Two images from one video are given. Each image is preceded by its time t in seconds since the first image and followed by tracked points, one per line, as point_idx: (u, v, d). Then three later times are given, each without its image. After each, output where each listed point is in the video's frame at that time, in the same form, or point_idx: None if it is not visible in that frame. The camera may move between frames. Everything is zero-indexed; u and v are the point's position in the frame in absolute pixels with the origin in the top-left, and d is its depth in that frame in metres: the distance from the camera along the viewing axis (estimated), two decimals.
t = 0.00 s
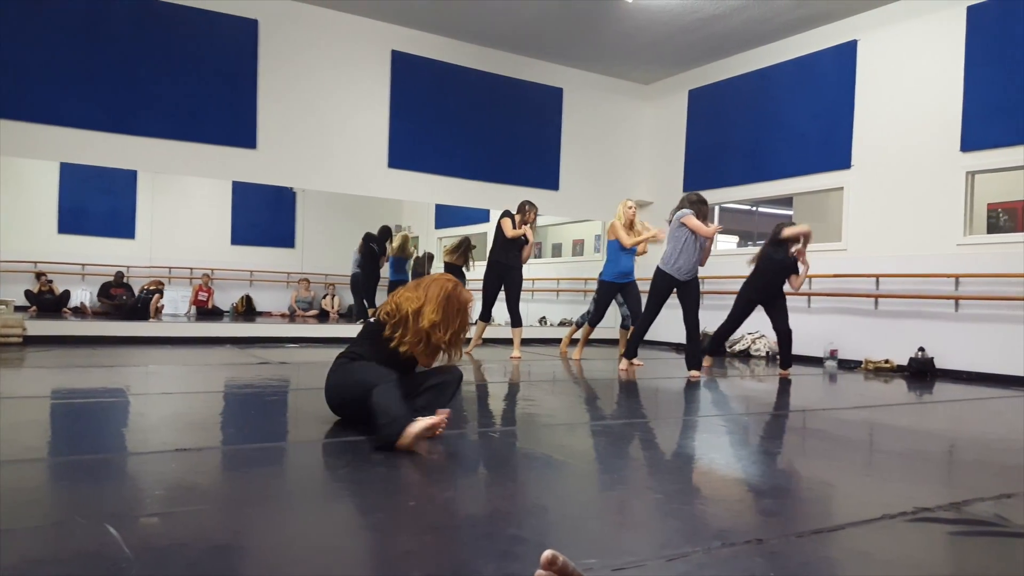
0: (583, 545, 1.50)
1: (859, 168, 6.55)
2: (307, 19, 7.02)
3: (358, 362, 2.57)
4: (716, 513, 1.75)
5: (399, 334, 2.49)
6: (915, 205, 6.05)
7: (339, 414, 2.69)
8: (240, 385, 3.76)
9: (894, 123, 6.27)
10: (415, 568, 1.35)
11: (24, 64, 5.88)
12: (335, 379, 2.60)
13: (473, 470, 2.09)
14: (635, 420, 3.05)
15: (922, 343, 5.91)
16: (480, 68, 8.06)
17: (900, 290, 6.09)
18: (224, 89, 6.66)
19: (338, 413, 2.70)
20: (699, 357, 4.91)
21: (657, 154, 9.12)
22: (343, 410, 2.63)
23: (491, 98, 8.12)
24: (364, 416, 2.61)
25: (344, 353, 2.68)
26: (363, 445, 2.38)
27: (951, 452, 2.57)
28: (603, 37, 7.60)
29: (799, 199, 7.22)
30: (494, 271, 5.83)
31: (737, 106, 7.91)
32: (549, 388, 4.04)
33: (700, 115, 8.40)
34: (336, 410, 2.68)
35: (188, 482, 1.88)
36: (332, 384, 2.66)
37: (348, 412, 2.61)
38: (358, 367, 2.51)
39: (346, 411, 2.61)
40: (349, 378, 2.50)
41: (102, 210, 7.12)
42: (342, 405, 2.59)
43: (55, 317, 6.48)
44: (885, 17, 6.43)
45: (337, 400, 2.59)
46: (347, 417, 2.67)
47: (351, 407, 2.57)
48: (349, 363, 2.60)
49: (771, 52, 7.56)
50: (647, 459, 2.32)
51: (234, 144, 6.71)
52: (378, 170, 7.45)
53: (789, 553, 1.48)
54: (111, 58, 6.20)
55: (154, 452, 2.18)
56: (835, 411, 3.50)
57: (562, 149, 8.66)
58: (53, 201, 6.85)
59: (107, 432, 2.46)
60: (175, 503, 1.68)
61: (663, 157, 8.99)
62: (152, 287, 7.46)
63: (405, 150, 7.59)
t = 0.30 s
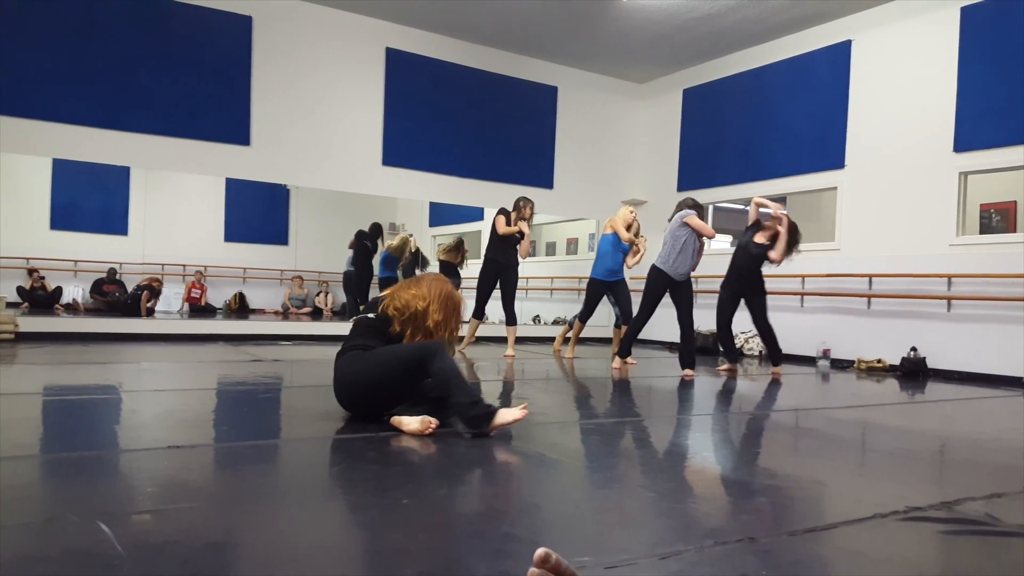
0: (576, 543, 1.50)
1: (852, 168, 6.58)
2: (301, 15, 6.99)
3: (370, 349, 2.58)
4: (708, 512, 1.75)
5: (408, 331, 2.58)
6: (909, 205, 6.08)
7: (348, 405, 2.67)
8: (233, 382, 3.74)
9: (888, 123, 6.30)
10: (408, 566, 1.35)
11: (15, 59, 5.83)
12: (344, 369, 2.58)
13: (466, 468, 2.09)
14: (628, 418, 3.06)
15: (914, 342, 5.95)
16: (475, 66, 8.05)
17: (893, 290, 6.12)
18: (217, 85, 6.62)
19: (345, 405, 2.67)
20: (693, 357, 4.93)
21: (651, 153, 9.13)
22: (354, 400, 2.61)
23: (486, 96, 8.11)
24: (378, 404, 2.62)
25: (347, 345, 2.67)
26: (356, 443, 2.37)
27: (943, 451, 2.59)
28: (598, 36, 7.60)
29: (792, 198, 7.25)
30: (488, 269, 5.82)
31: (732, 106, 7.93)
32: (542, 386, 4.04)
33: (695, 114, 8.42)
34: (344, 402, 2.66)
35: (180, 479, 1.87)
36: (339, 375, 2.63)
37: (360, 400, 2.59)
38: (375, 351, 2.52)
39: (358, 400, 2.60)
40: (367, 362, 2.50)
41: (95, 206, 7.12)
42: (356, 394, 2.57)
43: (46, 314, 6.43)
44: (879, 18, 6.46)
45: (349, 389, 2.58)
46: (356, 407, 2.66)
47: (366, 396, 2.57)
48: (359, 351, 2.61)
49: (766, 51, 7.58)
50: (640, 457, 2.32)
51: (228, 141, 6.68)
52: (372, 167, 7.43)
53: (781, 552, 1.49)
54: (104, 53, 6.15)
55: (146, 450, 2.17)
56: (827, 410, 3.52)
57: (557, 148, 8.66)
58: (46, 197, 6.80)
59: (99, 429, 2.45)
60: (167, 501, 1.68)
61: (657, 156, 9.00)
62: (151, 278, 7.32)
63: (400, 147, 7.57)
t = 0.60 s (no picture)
0: (572, 542, 1.50)
1: (847, 167, 6.60)
2: (296, 13, 6.97)
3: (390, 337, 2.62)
4: (704, 510, 1.76)
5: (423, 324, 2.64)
6: (903, 204, 6.11)
7: (360, 394, 2.65)
8: (228, 381, 3.73)
9: (883, 121, 6.31)
10: (404, 565, 1.35)
11: (8, 56, 5.79)
12: (364, 356, 2.57)
13: (461, 466, 2.09)
14: (623, 417, 3.07)
15: (908, 341, 5.97)
16: (470, 64, 8.04)
17: (887, 288, 6.15)
18: (212, 83, 6.60)
19: (356, 395, 2.64)
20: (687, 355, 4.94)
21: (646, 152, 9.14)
22: (369, 388, 2.60)
23: (481, 94, 8.10)
24: (393, 392, 2.63)
25: (360, 334, 2.68)
26: (352, 442, 2.37)
27: (937, 449, 2.60)
28: (594, 34, 7.60)
29: (787, 197, 7.27)
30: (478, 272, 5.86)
31: (726, 104, 7.94)
32: (538, 384, 4.04)
33: (690, 112, 8.43)
34: (358, 391, 2.64)
35: (175, 478, 1.86)
36: (355, 364, 2.61)
37: (377, 388, 2.59)
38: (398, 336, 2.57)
39: (376, 387, 2.59)
40: (394, 346, 2.53)
41: (89, 205, 7.03)
42: (375, 380, 2.57)
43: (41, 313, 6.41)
44: (874, 16, 6.48)
45: (368, 376, 2.57)
46: (368, 396, 2.65)
47: (384, 383, 2.58)
48: (378, 339, 2.63)
49: (760, 50, 7.59)
50: (635, 455, 2.33)
51: (222, 139, 6.65)
52: (367, 166, 7.42)
53: (777, 550, 1.49)
54: (97, 51, 6.12)
55: (141, 449, 2.16)
56: (821, 408, 3.53)
57: (552, 146, 8.66)
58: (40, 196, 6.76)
59: (93, 428, 2.43)
60: (162, 500, 1.67)
61: (652, 154, 9.01)
62: (151, 278, 7.19)
63: (395, 146, 7.56)
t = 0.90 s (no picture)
0: (571, 541, 1.50)
1: (845, 166, 6.61)
2: (294, 13, 6.96)
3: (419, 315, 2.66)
4: (703, 510, 1.76)
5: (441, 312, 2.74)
6: (902, 203, 6.11)
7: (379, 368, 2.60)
8: (227, 381, 3.73)
9: (881, 120, 6.32)
10: (403, 566, 1.35)
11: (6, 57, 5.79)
12: (394, 325, 2.59)
13: (459, 466, 2.09)
14: (620, 416, 3.06)
15: (906, 340, 5.98)
16: (468, 64, 8.04)
17: (886, 287, 6.16)
18: (210, 83, 6.59)
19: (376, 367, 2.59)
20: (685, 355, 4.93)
21: (644, 152, 9.14)
22: (392, 363, 2.58)
23: (479, 94, 8.10)
24: (411, 371, 2.64)
25: (384, 310, 2.69)
26: (350, 442, 2.37)
27: (936, 448, 2.60)
28: (592, 34, 7.60)
29: (786, 196, 7.27)
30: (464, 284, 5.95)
31: (724, 104, 7.94)
32: (536, 385, 4.04)
33: (688, 112, 8.43)
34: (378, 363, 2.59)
35: (174, 478, 1.86)
36: (382, 337, 2.59)
37: (401, 364, 2.58)
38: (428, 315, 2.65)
39: (400, 363, 2.58)
40: (429, 322, 2.58)
41: (87, 206, 7.07)
42: (403, 355, 2.56)
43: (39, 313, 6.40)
44: (871, 16, 6.48)
45: (399, 348, 2.55)
46: (385, 372, 2.62)
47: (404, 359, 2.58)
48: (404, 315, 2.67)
49: (758, 50, 7.60)
50: (633, 455, 2.33)
51: (220, 139, 6.64)
52: (365, 166, 7.41)
53: (776, 550, 1.49)
54: (95, 51, 6.11)
55: (140, 449, 2.15)
56: (820, 407, 3.53)
57: (550, 146, 8.66)
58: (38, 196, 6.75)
59: (92, 428, 2.43)
60: (160, 500, 1.67)
61: (650, 154, 9.01)
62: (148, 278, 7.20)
63: (393, 146, 7.56)
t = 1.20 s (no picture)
0: (569, 541, 1.50)
1: (843, 166, 6.61)
2: (292, 13, 6.96)
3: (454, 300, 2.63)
4: (702, 510, 1.76)
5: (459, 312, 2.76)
6: (900, 203, 6.12)
7: (414, 339, 2.43)
8: (225, 381, 3.73)
9: (879, 120, 6.33)
10: (402, 565, 1.35)
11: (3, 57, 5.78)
12: (442, 298, 2.52)
13: (459, 466, 2.09)
14: (618, 416, 3.07)
15: (904, 340, 5.98)
16: (466, 63, 8.03)
17: (885, 287, 6.16)
18: (208, 83, 6.59)
19: (410, 338, 2.42)
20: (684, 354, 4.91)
21: (643, 152, 9.15)
22: (429, 335, 2.44)
23: (478, 93, 8.09)
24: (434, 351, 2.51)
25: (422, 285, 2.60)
26: (349, 442, 2.37)
27: (933, 448, 2.61)
28: (591, 34, 7.60)
29: (784, 196, 7.28)
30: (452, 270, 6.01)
31: (723, 104, 7.95)
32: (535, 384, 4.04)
33: (686, 112, 8.44)
34: (414, 334, 2.42)
35: (174, 478, 1.86)
36: (427, 305, 2.47)
37: (435, 341, 2.47)
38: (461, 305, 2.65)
39: (434, 342, 2.46)
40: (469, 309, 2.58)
41: (86, 206, 7.06)
42: (441, 332, 2.46)
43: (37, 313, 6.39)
44: (870, 16, 6.49)
45: (439, 323, 2.45)
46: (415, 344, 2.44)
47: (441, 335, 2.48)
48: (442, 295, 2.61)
49: (757, 50, 7.60)
50: (632, 455, 2.33)
51: (219, 139, 6.63)
52: (364, 165, 7.41)
53: (775, 550, 1.49)
54: (92, 51, 6.10)
55: (139, 449, 2.15)
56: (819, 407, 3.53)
57: (549, 146, 8.66)
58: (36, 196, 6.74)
59: (91, 428, 2.43)
60: (159, 500, 1.67)
61: (649, 154, 9.02)
62: (151, 278, 7.21)
63: (391, 145, 7.55)
